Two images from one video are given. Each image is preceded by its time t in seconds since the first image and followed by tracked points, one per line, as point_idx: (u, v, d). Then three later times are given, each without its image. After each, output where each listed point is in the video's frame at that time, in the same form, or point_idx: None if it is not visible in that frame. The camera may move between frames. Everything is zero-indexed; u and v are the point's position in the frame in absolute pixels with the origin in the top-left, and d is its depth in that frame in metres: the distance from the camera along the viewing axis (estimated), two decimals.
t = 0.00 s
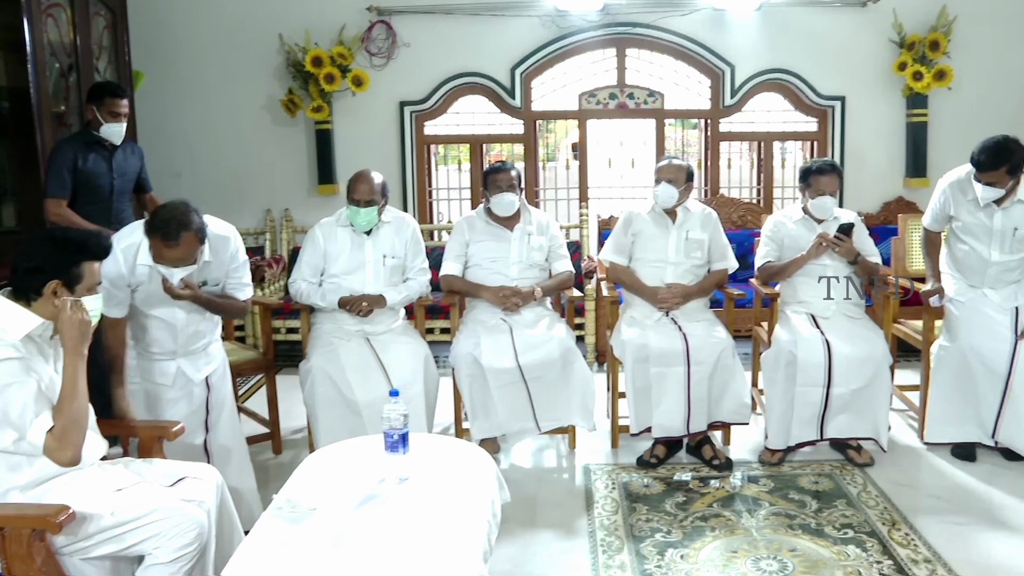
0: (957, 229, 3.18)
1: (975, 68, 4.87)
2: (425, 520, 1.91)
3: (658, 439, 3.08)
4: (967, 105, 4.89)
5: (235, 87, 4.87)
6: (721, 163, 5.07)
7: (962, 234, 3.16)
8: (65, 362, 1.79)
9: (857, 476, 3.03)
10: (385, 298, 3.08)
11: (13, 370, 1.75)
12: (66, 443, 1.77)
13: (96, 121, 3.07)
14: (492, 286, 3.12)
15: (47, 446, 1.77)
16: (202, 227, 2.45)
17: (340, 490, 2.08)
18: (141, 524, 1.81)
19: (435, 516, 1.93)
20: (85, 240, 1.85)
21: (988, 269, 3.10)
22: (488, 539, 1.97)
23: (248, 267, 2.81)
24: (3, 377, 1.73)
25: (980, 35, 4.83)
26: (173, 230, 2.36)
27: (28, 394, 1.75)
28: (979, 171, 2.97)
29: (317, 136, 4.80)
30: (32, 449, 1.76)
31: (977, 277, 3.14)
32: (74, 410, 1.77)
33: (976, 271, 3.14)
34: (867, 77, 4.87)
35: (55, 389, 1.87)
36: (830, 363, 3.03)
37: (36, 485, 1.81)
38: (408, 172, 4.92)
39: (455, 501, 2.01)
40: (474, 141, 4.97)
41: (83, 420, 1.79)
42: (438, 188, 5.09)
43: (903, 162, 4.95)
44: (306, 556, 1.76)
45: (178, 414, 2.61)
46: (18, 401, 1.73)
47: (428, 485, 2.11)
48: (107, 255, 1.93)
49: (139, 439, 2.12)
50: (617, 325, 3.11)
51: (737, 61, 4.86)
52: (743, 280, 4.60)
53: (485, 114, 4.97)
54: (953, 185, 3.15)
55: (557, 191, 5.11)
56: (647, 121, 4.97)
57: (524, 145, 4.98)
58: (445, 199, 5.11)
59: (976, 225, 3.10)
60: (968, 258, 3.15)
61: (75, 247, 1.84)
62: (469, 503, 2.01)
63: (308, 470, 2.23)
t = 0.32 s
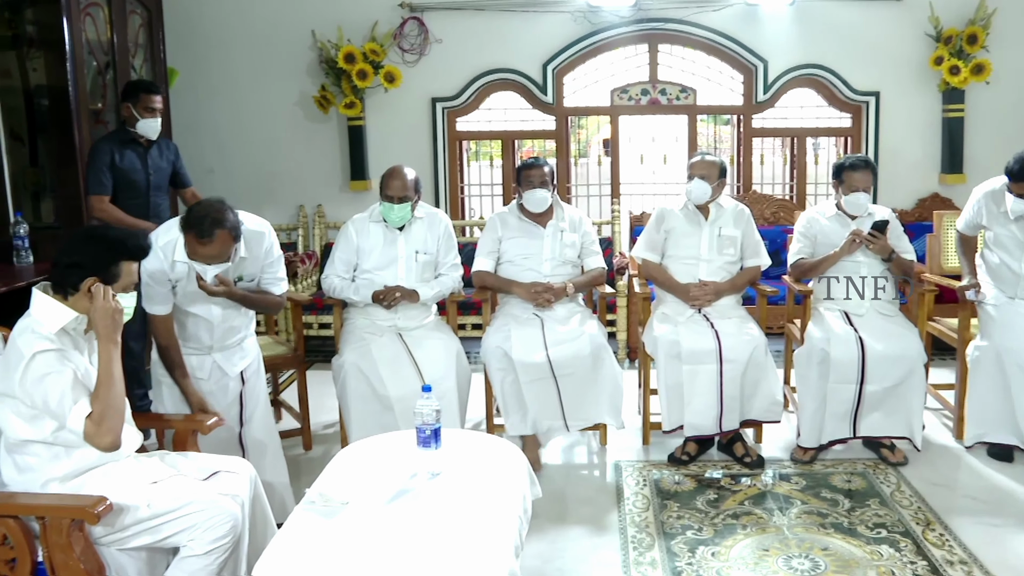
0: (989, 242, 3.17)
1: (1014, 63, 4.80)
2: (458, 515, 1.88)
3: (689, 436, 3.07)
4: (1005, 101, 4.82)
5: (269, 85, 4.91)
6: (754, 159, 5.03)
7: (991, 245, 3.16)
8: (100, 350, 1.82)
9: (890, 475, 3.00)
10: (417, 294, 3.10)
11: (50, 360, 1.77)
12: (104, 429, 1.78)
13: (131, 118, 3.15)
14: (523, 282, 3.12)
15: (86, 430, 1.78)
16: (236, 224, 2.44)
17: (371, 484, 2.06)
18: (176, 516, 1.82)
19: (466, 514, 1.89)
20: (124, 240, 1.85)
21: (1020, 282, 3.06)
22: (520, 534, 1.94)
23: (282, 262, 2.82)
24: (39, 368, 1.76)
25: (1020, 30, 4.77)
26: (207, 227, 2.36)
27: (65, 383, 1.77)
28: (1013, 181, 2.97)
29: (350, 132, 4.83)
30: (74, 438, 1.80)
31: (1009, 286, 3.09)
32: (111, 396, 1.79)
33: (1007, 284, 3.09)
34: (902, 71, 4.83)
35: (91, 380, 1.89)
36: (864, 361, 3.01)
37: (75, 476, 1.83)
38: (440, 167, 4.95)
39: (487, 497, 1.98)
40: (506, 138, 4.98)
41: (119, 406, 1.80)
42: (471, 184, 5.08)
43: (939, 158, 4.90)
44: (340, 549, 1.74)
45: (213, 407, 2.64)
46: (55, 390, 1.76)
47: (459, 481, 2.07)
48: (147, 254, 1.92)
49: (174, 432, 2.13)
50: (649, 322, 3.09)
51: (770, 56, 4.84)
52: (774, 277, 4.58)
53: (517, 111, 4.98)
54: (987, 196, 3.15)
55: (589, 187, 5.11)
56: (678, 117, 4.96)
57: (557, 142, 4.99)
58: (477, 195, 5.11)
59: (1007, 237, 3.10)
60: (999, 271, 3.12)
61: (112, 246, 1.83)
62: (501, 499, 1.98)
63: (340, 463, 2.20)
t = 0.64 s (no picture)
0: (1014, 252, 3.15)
1: None
2: (479, 511, 1.89)
3: (711, 433, 3.07)
4: None
5: (291, 85, 4.94)
6: (775, 155, 5.01)
7: (1014, 254, 3.14)
8: (124, 336, 1.84)
9: (913, 471, 2.99)
10: (439, 291, 3.11)
11: (74, 352, 1.78)
12: (132, 413, 1.82)
13: (183, 119, 3.36)
14: (545, 278, 3.13)
15: (114, 416, 1.82)
16: (254, 227, 2.44)
17: (394, 480, 2.07)
18: (199, 512, 1.82)
19: (487, 509, 1.90)
20: (152, 247, 1.87)
21: None
22: (542, 529, 1.94)
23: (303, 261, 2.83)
24: (63, 360, 1.77)
25: None
26: (224, 229, 2.36)
27: (90, 372, 1.79)
28: None
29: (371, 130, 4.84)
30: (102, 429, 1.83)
31: None
32: (138, 381, 1.82)
33: None
34: (925, 65, 4.80)
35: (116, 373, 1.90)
36: (886, 357, 3.00)
37: (99, 473, 1.84)
38: (460, 163, 4.97)
39: (508, 493, 1.98)
40: (527, 134, 5.00)
41: (146, 390, 1.84)
42: (492, 181, 5.10)
43: (962, 152, 4.86)
44: (366, 542, 1.75)
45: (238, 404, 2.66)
46: (81, 379, 1.78)
47: (481, 477, 2.08)
48: (174, 261, 1.94)
49: (199, 429, 2.13)
50: (671, 318, 3.11)
51: (791, 51, 4.82)
52: (796, 272, 4.57)
53: (537, 107, 4.99)
54: (1012, 207, 3.13)
55: (610, 184, 5.10)
56: (699, 113, 4.95)
57: (577, 139, 4.99)
58: (499, 191, 5.12)
59: None
60: None
61: (141, 252, 1.85)
62: (521, 494, 1.98)
63: (362, 459, 2.21)
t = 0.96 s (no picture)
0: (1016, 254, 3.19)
1: None
2: (485, 511, 1.90)
3: (716, 431, 3.07)
4: None
5: (296, 87, 4.95)
6: (781, 153, 5.00)
7: (1016, 256, 3.18)
8: (127, 334, 1.83)
9: (919, 469, 2.99)
10: (445, 291, 3.11)
11: (80, 352, 1.79)
12: (136, 408, 1.81)
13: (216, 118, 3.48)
14: (550, 278, 3.13)
15: (118, 413, 1.82)
16: (262, 226, 2.45)
17: (400, 480, 2.07)
18: (206, 513, 1.83)
19: (492, 509, 1.90)
20: (162, 248, 1.88)
21: None
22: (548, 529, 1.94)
23: (308, 263, 2.85)
24: (70, 360, 1.78)
25: None
26: (232, 228, 2.37)
27: (95, 369, 1.79)
28: None
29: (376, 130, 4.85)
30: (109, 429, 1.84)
31: None
32: (141, 375, 1.81)
33: None
34: (930, 63, 4.79)
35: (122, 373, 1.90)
36: (892, 356, 3.00)
37: (106, 474, 1.86)
38: (464, 163, 4.97)
39: (514, 493, 1.99)
40: (532, 134, 5.00)
41: (150, 386, 1.83)
42: (497, 181, 5.10)
43: (967, 149, 4.86)
44: (371, 543, 1.76)
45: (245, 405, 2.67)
46: (86, 377, 1.78)
47: (487, 476, 2.08)
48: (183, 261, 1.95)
49: (206, 429, 2.13)
50: (676, 317, 3.11)
51: (796, 50, 4.82)
52: (801, 271, 4.57)
53: (541, 107, 4.99)
54: (1013, 209, 3.17)
55: (615, 183, 5.10)
56: (704, 112, 4.95)
57: (582, 138, 5.00)
58: (504, 192, 5.12)
59: None
60: None
61: (147, 253, 1.85)
62: (527, 494, 1.99)
63: (369, 459, 2.22)
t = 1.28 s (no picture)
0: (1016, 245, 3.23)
1: None
2: (489, 509, 1.91)
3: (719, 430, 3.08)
4: None
5: (299, 88, 4.96)
6: (783, 152, 5.00)
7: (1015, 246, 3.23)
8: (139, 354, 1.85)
9: (922, 467, 3.00)
10: (448, 292, 3.13)
11: (88, 360, 1.80)
12: (141, 429, 1.82)
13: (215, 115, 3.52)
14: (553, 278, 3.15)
15: (122, 431, 1.81)
16: (272, 217, 2.48)
17: (404, 479, 2.08)
18: (210, 513, 1.85)
19: (497, 508, 1.91)
20: (161, 239, 1.88)
21: None
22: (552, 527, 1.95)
23: (313, 262, 2.86)
24: (78, 367, 1.79)
25: None
26: (243, 218, 2.39)
27: (104, 383, 1.80)
28: None
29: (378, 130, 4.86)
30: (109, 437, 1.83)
31: None
32: (149, 396, 1.83)
33: None
34: (932, 62, 4.79)
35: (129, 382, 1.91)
36: (895, 354, 3.00)
37: (111, 474, 1.87)
38: (466, 162, 4.98)
39: (518, 491, 2.00)
40: (534, 134, 5.01)
41: (155, 408, 1.84)
42: (499, 181, 5.12)
43: (970, 148, 4.86)
44: (375, 542, 1.77)
45: (249, 404, 2.68)
46: (94, 389, 1.79)
47: (491, 475, 2.10)
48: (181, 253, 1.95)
49: (208, 429, 2.14)
50: (679, 316, 3.11)
51: (797, 49, 4.82)
52: (804, 269, 4.58)
53: (544, 107, 5.00)
54: (1009, 202, 3.21)
55: (617, 183, 5.11)
56: (706, 111, 4.95)
57: (584, 138, 5.01)
58: (506, 191, 5.13)
59: None
60: None
61: (148, 245, 1.85)
62: (530, 492, 2.00)
63: (373, 458, 2.23)
